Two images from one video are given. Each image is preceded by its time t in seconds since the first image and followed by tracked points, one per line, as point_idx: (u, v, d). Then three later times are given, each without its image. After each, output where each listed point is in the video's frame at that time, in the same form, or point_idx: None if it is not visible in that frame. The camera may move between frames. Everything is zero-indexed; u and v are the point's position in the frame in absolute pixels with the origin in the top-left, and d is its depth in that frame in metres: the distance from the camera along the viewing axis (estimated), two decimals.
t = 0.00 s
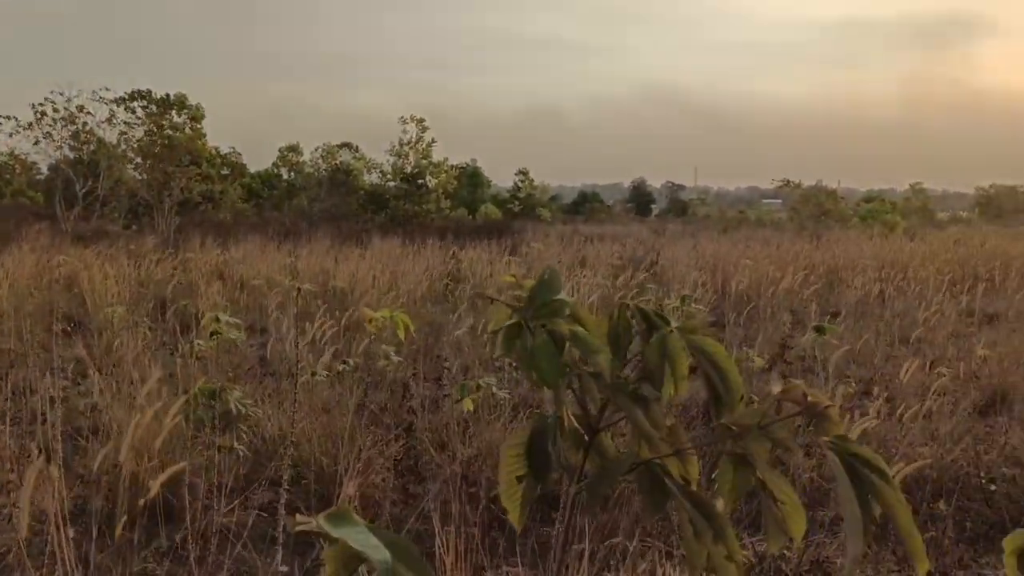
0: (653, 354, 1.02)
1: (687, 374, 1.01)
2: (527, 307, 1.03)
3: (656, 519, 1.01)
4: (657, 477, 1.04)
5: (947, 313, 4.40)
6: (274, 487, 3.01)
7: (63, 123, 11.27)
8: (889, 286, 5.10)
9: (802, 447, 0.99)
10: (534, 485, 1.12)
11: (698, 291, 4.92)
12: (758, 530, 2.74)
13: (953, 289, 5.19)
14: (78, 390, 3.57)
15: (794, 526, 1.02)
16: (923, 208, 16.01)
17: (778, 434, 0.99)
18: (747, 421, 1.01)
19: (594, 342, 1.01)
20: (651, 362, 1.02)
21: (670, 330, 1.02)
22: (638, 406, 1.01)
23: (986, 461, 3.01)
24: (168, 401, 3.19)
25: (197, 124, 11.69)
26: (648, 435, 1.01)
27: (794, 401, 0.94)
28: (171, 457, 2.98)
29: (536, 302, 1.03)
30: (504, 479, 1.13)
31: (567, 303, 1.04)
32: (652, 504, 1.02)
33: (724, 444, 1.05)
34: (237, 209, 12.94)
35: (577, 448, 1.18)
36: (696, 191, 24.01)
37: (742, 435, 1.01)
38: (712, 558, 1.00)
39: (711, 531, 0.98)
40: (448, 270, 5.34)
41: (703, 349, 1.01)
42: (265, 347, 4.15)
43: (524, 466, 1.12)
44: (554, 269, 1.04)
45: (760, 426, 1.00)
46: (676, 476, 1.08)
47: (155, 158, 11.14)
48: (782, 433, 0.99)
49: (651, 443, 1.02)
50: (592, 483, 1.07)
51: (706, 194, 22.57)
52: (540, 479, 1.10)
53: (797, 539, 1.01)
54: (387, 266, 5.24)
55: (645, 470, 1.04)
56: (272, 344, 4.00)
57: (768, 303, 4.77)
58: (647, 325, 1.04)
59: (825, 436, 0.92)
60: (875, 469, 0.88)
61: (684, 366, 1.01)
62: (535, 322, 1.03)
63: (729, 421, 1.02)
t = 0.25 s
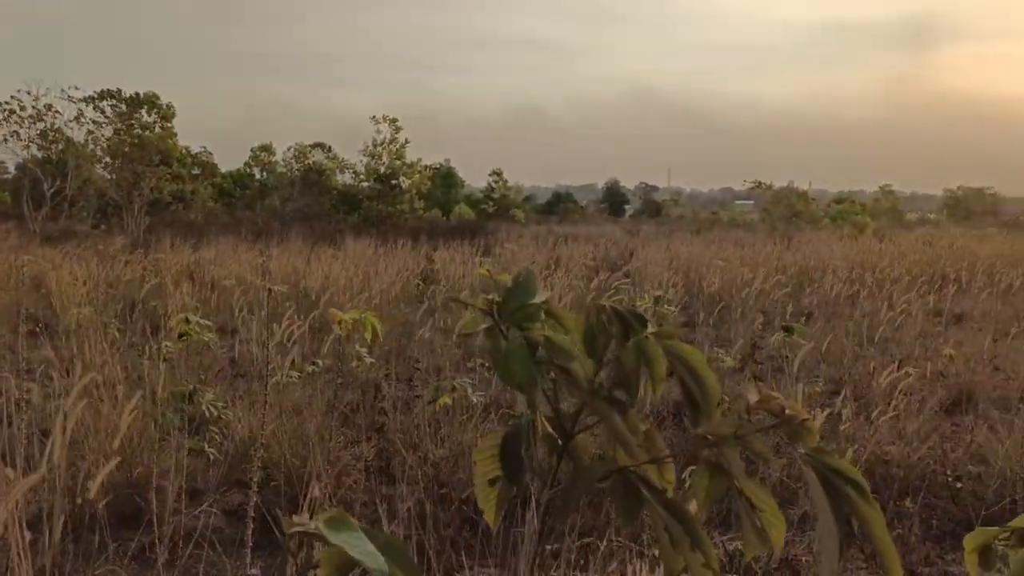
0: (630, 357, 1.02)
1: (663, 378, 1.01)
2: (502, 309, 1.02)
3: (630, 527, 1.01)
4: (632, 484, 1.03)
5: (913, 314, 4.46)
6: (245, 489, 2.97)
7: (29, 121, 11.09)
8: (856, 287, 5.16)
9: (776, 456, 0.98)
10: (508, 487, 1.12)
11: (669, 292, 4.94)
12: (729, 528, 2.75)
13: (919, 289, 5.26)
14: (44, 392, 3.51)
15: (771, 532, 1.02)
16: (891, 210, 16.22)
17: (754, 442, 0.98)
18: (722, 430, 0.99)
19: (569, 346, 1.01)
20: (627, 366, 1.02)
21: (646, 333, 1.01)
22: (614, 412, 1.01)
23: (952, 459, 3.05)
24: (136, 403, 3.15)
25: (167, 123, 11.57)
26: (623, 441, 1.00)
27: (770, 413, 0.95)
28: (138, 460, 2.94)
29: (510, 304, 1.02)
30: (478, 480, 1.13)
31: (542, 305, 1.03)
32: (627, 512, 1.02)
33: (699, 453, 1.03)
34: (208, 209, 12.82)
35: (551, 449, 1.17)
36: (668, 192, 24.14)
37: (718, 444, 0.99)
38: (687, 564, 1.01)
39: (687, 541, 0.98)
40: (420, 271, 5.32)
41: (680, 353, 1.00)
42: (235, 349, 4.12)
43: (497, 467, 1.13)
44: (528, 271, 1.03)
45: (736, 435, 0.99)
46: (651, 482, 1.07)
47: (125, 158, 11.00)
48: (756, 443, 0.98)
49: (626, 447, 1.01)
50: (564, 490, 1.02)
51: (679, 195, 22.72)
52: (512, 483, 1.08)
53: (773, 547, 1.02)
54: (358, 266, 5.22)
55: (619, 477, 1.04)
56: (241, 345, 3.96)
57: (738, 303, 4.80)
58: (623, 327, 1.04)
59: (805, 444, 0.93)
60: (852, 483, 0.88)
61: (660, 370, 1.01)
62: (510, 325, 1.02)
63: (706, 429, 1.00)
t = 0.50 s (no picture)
0: (617, 364, 1.00)
1: (650, 385, 0.99)
2: (492, 310, 1.01)
3: (613, 531, 1.00)
4: (617, 489, 1.02)
5: (887, 313, 4.50)
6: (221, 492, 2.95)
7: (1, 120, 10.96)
8: (831, 287, 5.20)
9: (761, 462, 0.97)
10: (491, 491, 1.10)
11: (646, 292, 4.96)
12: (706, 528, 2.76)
13: (893, 289, 5.31)
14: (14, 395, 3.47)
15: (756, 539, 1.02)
16: (867, 210, 16.36)
17: (741, 450, 0.97)
18: (708, 437, 0.99)
19: (559, 350, 1.00)
20: (614, 372, 1.00)
21: (634, 339, 1.00)
22: (599, 416, 0.99)
23: (925, 457, 3.07)
24: (109, 406, 3.12)
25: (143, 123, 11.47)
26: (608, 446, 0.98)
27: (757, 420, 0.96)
28: (112, 464, 2.91)
29: (500, 306, 1.01)
30: (461, 482, 1.10)
31: (531, 308, 1.02)
32: (610, 518, 1.00)
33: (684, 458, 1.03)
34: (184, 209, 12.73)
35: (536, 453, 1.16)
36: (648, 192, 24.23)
37: (704, 451, 0.99)
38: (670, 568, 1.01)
39: (670, 546, 0.98)
40: (398, 271, 5.31)
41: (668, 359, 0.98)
42: (211, 350, 4.09)
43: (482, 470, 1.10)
44: (518, 273, 1.03)
45: (722, 443, 0.98)
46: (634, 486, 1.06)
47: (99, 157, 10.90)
48: (741, 449, 0.97)
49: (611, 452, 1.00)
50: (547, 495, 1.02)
51: (657, 195, 22.80)
52: (496, 486, 1.05)
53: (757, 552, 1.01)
54: (335, 267, 5.20)
55: (603, 482, 1.02)
56: (217, 347, 3.94)
57: (715, 304, 4.83)
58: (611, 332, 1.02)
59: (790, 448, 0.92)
60: (836, 487, 0.87)
61: (648, 377, 0.99)
62: (500, 325, 1.02)
63: (693, 436, 1.00)
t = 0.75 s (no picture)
0: (587, 364, 0.99)
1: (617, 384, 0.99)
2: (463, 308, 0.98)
3: (583, 526, 0.97)
4: (588, 483, 1.01)
5: (859, 313, 4.54)
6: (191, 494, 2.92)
7: None
8: (805, 287, 5.24)
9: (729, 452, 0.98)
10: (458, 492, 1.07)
11: (621, 292, 4.97)
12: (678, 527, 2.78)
13: (864, 289, 5.35)
14: None
15: (725, 526, 1.01)
16: (840, 210, 16.51)
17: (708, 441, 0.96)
18: (678, 431, 0.99)
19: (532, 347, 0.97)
20: (583, 372, 0.99)
21: (604, 339, 0.99)
22: (573, 411, 0.97)
23: (897, 454, 3.10)
24: (77, 407, 3.08)
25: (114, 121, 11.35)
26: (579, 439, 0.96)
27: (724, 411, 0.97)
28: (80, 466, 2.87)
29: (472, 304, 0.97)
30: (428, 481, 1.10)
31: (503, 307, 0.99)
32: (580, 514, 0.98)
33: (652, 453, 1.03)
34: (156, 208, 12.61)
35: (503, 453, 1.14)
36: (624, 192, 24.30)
37: (674, 442, 0.99)
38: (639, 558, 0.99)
39: (641, 535, 0.97)
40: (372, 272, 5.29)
41: (636, 359, 0.97)
42: (183, 350, 4.05)
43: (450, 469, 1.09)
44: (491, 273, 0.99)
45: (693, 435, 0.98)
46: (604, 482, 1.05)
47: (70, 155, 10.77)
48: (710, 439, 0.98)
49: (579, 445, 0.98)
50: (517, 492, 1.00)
51: (633, 195, 22.89)
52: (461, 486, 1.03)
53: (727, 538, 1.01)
54: (309, 266, 5.18)
55: (572, 478, 1.01)
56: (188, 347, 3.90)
57: (689, 304, 4.85)
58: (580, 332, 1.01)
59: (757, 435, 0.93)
60: (804, 467, 0.89)
61: (616, 376, 0.99)
62: (472, 326, 0.98)
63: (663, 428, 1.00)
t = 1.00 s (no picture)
0: (535, 354, 1.01)
1: (565, 372, 1.03)
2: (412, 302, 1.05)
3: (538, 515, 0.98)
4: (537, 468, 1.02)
5: (838, 311, 4.57)
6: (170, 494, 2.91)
7: None
8: (785, 286, 5.26)
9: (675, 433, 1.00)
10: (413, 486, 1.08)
11: (602, 292, 4.97)
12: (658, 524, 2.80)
13: (844, 288, 5.39)
14: None
15: (672, 505, 1.03)
16: (821, 210, 16.61)
17: (653, 422, 0.97)
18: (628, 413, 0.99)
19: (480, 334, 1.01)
20: (532, 362, 1.01)
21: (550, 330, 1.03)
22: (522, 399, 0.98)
23: (875, 451, 3.13)
24: (55, 408, 3.05)
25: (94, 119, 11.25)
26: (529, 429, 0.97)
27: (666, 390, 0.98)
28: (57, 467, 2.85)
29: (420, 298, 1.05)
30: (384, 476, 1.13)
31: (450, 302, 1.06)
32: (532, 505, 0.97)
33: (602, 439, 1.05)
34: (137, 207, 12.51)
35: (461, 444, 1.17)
36: (606, 192, 24.34)
37: (619, 425, 0.99)
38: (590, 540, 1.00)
39: (590, 517, 0.98)
40: (353, 271, 5.27)
41: (581, 344, 1.01)
42: (163, 350, 4.02)
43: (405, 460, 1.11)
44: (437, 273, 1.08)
45: (638, 416, 0.98)
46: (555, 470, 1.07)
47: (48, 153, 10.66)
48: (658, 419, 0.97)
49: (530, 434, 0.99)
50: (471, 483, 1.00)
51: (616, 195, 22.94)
52: (416, 482, 1.05)
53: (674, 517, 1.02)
54: (289, 265, 5.15)
55: (523, 466, 1.03)
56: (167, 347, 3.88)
57: (671, 303, 4.86)
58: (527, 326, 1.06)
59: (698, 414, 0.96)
60: (742, 445, 0.95)
61: (564, 365, 1.03)
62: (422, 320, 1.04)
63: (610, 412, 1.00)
